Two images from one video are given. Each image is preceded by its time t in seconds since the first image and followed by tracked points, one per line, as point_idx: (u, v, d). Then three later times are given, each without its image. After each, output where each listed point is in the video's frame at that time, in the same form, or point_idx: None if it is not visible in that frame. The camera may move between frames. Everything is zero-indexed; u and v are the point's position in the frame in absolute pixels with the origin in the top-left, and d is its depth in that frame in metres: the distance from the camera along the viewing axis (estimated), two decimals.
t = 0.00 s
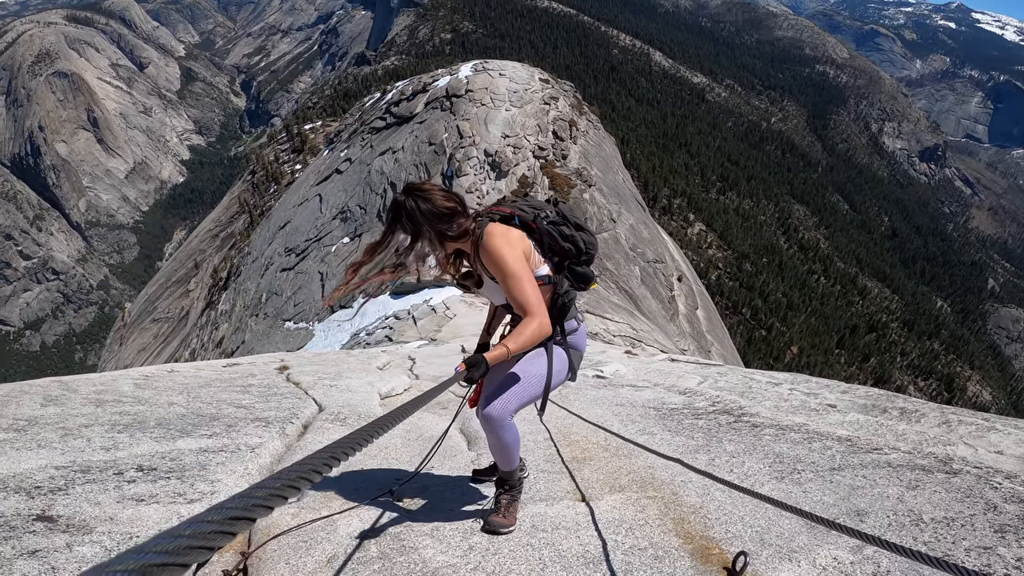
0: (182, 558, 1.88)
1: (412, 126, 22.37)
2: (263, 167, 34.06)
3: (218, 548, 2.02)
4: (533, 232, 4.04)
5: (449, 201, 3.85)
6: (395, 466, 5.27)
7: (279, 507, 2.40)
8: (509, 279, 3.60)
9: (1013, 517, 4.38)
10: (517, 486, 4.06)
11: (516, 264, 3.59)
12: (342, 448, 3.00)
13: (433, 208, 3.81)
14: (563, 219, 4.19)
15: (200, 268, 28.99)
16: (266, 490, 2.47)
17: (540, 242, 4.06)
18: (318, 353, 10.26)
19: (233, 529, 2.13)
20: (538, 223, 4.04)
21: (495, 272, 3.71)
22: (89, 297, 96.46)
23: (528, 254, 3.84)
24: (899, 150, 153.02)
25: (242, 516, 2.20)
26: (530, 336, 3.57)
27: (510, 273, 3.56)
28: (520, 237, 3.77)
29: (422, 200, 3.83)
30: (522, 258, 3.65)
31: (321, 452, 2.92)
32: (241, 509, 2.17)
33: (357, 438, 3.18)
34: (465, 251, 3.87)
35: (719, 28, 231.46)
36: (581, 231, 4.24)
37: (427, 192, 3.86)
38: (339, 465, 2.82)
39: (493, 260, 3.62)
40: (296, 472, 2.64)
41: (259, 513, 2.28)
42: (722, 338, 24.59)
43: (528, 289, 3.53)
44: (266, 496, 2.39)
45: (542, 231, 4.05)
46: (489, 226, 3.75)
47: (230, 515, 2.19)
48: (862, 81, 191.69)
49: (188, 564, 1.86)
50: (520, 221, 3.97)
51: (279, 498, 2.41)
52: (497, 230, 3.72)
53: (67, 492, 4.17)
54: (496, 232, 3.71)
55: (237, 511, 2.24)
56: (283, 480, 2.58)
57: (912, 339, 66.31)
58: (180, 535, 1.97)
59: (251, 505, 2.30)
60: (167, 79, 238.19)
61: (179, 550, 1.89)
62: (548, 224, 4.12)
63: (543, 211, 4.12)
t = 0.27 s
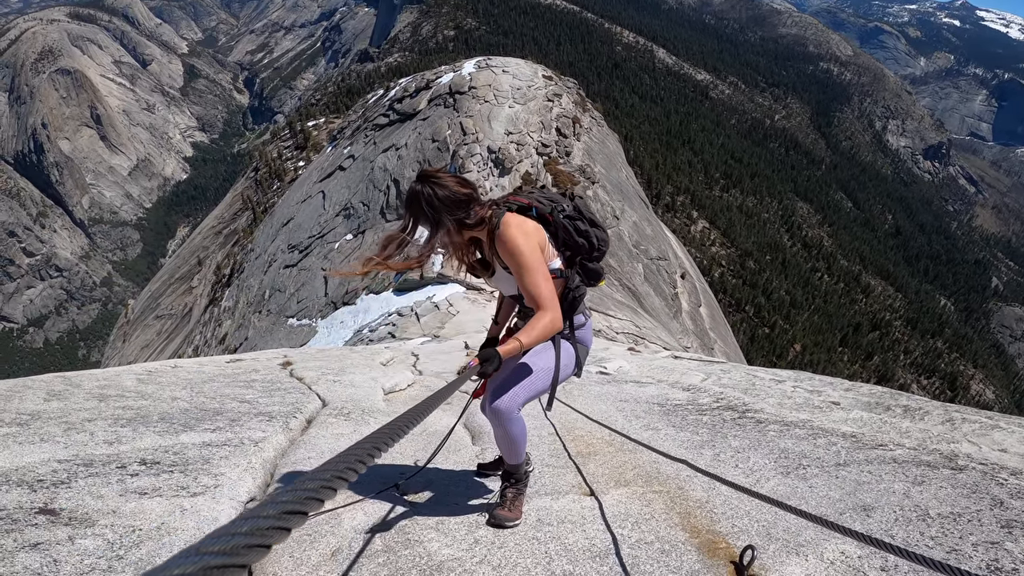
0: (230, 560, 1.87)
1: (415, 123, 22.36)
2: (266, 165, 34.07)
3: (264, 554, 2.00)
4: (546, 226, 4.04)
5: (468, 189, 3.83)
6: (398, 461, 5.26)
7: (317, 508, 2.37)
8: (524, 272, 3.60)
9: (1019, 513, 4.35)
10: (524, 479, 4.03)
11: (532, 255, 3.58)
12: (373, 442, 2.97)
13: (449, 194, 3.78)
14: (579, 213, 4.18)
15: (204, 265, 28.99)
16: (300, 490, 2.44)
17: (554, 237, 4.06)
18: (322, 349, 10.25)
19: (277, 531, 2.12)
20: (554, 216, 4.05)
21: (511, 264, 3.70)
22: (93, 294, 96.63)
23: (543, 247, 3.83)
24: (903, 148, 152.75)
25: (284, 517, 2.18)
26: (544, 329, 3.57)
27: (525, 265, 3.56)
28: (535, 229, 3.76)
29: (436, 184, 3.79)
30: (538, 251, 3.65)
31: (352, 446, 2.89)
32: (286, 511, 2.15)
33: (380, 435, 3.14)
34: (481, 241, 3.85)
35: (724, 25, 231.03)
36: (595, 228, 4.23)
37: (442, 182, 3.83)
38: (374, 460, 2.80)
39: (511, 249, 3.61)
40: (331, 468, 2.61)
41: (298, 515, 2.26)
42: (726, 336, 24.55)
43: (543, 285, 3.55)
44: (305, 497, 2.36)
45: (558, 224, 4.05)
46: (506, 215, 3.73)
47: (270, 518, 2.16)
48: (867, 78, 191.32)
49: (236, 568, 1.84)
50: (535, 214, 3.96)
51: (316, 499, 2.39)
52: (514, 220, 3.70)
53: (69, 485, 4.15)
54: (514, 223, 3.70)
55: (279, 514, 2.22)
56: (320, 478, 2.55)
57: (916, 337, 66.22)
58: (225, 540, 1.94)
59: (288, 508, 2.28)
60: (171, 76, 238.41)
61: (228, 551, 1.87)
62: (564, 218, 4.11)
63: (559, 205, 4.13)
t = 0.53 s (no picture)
0: None
1: (418, 121, 22.33)
2: (269, 162, 34.09)
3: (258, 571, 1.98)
4: (553, 224, 4.02)
5: (472, 185, 3.79)
6: (401, 459, 5.25)
7: (313, 521, 2.36)
8: (529, 271, 3.58)
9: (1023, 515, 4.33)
10: (525, 481, 4.01)
11: (538, 252, 3.57)
12: (370, 451, 2.92)
13: (453, 190, 3.73)
14: (585, 212, 4.16)
15: (207, 263, 29.00)
16: (298, 502, 2.42)
17: (560, 233, 4.04)
18: (324, 347, 10.23)
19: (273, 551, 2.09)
20: (560, 214, 4.03)
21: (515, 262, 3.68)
22: (96, 292, 96.82)
23: (548, 245, 3.82)
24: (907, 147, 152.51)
25: (277, 534, 2.16)
26: (547, 331, 3.55)
27: (529, 264, 3.56)
28: (540, 227, 3.74)
29: (440, 181, 3.75)
30: (544, 250, 3.62)
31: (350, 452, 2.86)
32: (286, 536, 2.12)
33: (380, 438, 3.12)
34: (485, 242, 3.83)
35: (728, 23, 230.75)
36: (600, 227, 4.21)
37: (447, 180, 3.80)
38: (373, 468, 2.77)
39: (515, 250, 3.60)
40: (323, 481, 2.60)
41: (297, 531, 2.23)
42: (729, 335, 24.50)
43: (547, 286, 3.53)
44: (302, 512, 2.33)
45: (564, 222, 4.03)
46: (511, 213, 3.71)
47: (258, 537, 2.13)
48: (871, 77, 190.98)
49: None
50: (541, 211, 3.94)
51: (312, 509, 2.38)
52: (517, 220, 3.68)
53: (70, 483, 4.15)
54: (520, 222, 3.67)
55: (279, 531, 2.19)
56: (319, 489, 2.52)
57: (919, 336, 66.13)
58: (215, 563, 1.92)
59: (286, 522, 2.27)
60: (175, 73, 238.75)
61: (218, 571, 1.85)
62: (569, 216, 4.10)
63: (565, 203, 4.11)
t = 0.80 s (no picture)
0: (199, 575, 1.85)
1: (421, 119, 22.33)
2: (273, 160, 34.13)
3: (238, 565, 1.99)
4: (556, 221, 4.02)
5: (473, 183, 3.80)
6: (404, 456, 5.26)
7: (299, 516, 2.37)
8: (530, 268, 3.58)
9: None
10: (527, 478, 4.01)
11: (540, 249, 3.57)
12: (362, 449, 2.92)
13: (454, 188, 3.73)
14: (589, 210, 4.16)
15: (211, 260, 29.03)
16: (283, 498, 2.43)
17: (563, 231, 4.04)
18: (327, 344, 10.24)
19: (254, 542, 2.11)
20: (564, 211, 4.02)
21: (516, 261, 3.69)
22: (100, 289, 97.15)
23: (552, 242, 3.82)
24: (911, 145, 152.31)
25: (261, 527, 2.17)
26: (546, 329, 3.56)
27: (531, 260, 3.56)
28: (542, 224, 3.74)
29: (444, 178, 3.74)
30: (544, 248, 3.63)
31: (341, 450, 2.87)
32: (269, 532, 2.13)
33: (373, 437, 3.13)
34: (487, 241, 3.84)
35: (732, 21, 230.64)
36: (606, 224, 4.19)
37: (449, 177, 3.79)
38: (362, 465, 2.77)
39: (516, 247, 3.59)
40: (309, 479, 2.59)
41: (277, 526, 2.24)
42: (732, 334, 24.48)
43: (547, 283, 3.54)
44: (289, 508, 2.35)
45: (568, 220, 4.03)
46: (513, 209, 3.71)
47: (239, 531, 2.14)
48: (875, 75, 190.83)
49: None
50: (544, 209, 3.95)
51: (298, 506, 2.38)
52: (519, 218, 3.68)
53: (71, 481, 4.15)
54: (522, 220, 3.68)
55: (261, 524, 2.21)
56: (307, 485, 2.54)
57: (923, 335, 66.09)
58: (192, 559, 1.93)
59: (271, 518, 2.26)
60: (178, 71, 239.01)
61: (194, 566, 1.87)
62: (574, 214, 4.10)
63: (570, 201, 4.10)
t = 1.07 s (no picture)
0: (206, 561, 1.88)
1: (423, 118, 22.38)
2: (275, 158, 34.18)
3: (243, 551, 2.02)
4: (557, 219, 4.07)
5: (475, 183, 3.82)
6: (406, 454, 5.31)
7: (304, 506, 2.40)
8: (530, 266, 3.62)
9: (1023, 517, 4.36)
10: (528, 475, 4.06)
11: (540, 249, 3.61)
12: (365, 442, 2.94)
13: (455, 188, 3.76)
14: (589, 209, 4.20)
15: (213, 259, 29.08)
16: (284, 488, 2.44)
17: (564, 229, 4.08)
18: (330, 342, 10.28)
19: (261, 529, 2.15)
20: (564, 211, 4.07)
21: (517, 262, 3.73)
22: (102, 287, 97.29)
23: (552, 241, 3.85)
24: (913, 144, 152.11)
25: (268, 513, 2.20)
26: (546, 326, 3.61)
27: (531, 260, 3.60)
28: (543, 224, 3.77)
29: (445, 181, 3.77)
30: (545, 247, 3.67)
31: (342, 443, 2.90)
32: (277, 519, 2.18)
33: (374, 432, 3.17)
34: (488, 242, 3.87)
35: (735, 19, 230.38)
36: (606, 223, 4.23)
37: (449, 175, 3.80)
38: (363, 460, 2.79)
39: (516, 247, 3.63)
40: (313, 469, 2.60)
41: (283, 512, 2.27)
42: (734, 333, 24.50)
43: (548, 282, 3.59)
44: (295, 496, 2.38)
45: (567, 219, 4.07)
46: (514, 210, 3.75)
47: (251, 516, 2.17)
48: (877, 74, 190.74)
49: (214, 565, 1.87)
50: (545, 208, 3.99)
51: (301, 497, 2.40)
52: (519, 216, 3.71)
53: (77, 478, 4.19)
54: (522, 220, 3.71)
55: (270, 513, 2.25)
56: (313, 476, 2.57)
57: (925, 334, 66.06)
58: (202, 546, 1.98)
59: (275, 505, 2.27)
60: (181, 70, 239.29)
61: (206, 548, 1.90)
62: (574, 213, 4.14)
63: (570, 201, 4.15)
